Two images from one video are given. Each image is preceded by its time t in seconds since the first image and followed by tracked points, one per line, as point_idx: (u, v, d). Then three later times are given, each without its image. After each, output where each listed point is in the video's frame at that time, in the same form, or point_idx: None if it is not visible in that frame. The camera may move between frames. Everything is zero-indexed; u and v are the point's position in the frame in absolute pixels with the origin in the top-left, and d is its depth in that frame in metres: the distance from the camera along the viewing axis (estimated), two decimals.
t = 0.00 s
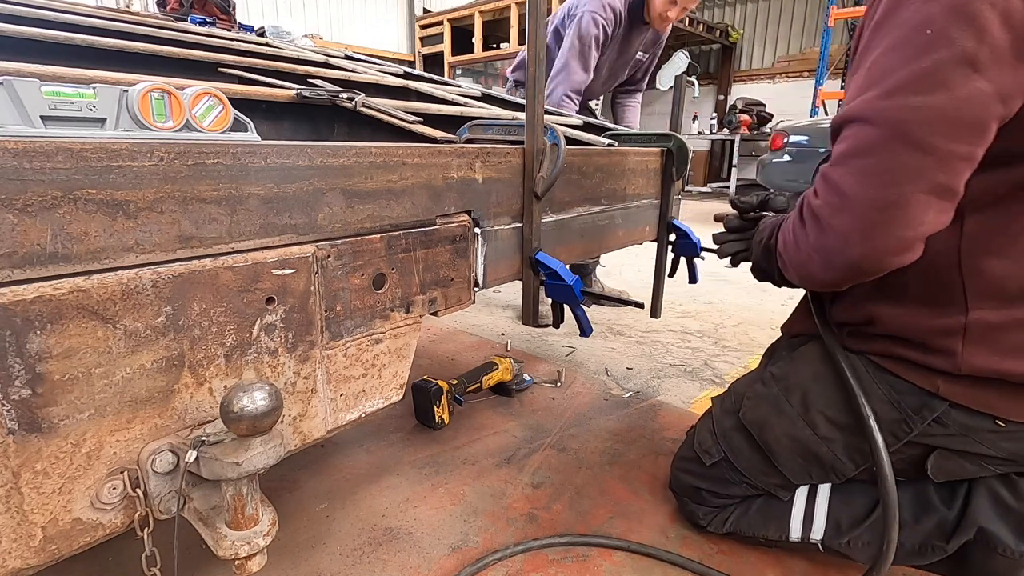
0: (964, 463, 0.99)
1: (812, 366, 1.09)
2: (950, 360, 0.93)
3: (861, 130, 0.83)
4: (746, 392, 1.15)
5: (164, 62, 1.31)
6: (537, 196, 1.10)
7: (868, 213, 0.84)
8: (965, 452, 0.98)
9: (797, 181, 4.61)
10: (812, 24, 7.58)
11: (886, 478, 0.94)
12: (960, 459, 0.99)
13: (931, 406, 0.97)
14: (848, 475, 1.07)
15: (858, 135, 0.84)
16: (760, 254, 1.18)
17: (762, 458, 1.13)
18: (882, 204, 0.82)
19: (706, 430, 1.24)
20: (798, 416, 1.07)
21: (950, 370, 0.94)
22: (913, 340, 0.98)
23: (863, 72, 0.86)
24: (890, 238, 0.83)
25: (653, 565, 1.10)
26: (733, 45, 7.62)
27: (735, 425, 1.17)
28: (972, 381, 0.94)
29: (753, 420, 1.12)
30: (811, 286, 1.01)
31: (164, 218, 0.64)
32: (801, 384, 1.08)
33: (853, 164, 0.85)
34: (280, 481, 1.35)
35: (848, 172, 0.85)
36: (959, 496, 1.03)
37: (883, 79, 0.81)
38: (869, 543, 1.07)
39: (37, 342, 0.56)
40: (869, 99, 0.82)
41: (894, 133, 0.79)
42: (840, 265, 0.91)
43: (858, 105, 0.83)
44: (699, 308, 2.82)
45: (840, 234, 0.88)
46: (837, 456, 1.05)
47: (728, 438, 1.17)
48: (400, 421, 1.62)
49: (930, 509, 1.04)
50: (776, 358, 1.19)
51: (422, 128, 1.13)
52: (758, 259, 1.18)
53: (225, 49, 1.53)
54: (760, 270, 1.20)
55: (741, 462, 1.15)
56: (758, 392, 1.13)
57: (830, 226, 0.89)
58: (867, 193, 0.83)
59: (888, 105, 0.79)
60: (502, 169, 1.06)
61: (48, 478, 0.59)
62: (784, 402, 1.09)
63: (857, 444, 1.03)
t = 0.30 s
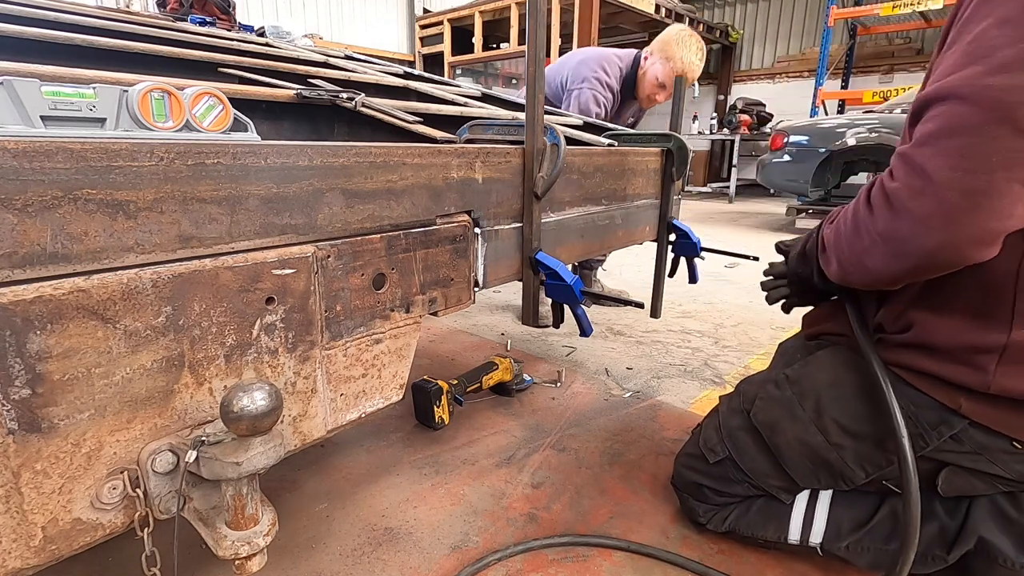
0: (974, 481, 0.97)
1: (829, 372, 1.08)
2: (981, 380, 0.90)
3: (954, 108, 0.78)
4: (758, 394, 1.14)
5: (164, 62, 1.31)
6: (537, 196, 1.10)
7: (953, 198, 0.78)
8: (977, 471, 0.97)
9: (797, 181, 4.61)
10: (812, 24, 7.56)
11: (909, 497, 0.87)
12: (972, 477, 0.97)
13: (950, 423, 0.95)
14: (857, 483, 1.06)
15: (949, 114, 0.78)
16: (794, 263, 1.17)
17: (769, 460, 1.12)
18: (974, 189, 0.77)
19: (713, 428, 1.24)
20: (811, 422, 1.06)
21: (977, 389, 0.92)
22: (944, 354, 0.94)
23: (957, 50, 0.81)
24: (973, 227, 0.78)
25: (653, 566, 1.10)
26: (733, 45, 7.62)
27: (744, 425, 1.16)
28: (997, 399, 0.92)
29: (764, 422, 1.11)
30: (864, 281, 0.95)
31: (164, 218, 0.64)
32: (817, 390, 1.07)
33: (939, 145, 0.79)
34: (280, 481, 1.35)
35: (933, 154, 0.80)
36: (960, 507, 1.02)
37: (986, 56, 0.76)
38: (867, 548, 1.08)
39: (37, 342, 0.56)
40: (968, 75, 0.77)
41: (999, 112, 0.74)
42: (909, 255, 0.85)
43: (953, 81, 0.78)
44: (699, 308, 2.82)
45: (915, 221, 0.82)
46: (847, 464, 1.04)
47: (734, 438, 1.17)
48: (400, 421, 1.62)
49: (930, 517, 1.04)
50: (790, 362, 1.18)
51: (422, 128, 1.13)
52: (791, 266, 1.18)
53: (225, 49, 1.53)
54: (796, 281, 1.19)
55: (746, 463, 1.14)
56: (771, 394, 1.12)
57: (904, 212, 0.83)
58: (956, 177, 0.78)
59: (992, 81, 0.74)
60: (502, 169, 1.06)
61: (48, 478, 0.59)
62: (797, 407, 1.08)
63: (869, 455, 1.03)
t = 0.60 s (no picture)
0: (977, 483, 0.98)
1: (834, 370, 1.08)
2: (986, 380, 0.90)
3: (984, 100, 0.77)
4: (762, 390, 1.15)
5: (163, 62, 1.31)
6: (537, 196, 1.10)
7: (970, 190, 0.77)
8: (980, 473, 0.97)
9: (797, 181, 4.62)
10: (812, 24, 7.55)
11: (910, 498, 0.86)
12: (974, 479, 0.97)
13: (953, 423, 0.95)
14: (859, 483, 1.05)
15: (977, 105, 0.77)
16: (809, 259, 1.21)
17: (770, 457, 1.12)
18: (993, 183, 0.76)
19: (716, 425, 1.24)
20: (814, 419, 1.06)
21: (982, 390, 0.91)
22: (950, 353, 0.94)
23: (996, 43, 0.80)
24: (986, 222, 0.77)
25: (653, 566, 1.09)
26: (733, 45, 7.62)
27: (746, 422, 1.16)
28: (1002, 400, 0.91)
29: (767, 418, 1.12)
30: (874, 272, 0.94)
31: (164, 218, 0.64)
32: (821, 387, 1.07)
33: (964, 136, 0.78)
34: (280, 481, 1.35)
35: (955, 145, 0.79)
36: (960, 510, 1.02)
37: None
38: (865, 549, 1.06)
39: (37, 342, 0.56)
40: (1001, 68, 0.76)
41: None
42: (920, 247, 0.84)
43: (987, 73, 0.77)
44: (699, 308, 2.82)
45: (928, 211, 0.82)
46: (849, 462, 1.04)
47: (735, 434, 1.17)
48: (400, 421, 1.62)
49: (930, 517, 1.04)
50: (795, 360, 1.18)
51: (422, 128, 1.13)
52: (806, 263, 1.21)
53: (225, 49, 1.53)
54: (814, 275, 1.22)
55: (747, 459, 1.14)
56: (776, 391, 1.13)
57: (918, 202, 0.83)
58: (977, 170, 0.77)
59: None
60: (502, 169, 1.06)
61: (48, 478, 0.59)
62: (801, 404, 1.08)
63: (872, 453, 1.02)
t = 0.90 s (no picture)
0: (975, 483, 0.98)
1: (832, 370, 1.08)
2: (986, 381, 0.90)
3: (999, 98, 0.75)
4: (761, 391, 1.15)
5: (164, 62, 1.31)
6: (537, 196, 1.10)
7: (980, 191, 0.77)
8: (979, 474, 0.97)
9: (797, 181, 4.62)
10: (812, 24, 7.55)
11: (912, 500, 0.86)
12: (973, 479, 0.98)
13: (953, 424, 0.95)
14: (858, 483, 1.05)
15: (992, 103, 0.76)
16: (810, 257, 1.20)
17: (769, 457, 1.12)
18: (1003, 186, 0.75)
19: (715, 425, 1.24)
20: (813, 419, 1.06)
21: (982, 391, 0.91)
22: (951, 353, 0.94)
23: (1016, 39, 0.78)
24: (996, 224, 0.77)
25: (652, 567, 1.09)
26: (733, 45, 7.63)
27: (745, 422, 1.16)
28: (1002, 403, 0.91)
29: (766, 418, 1.11)
30: (878, 269, 0.94)
31: (164, 218, 0.64)
32: (820, 388, 1.07)
33: (978, 134, 0.77)
34: (279, 481, 1.35)
35: (968, 143, 0.78)
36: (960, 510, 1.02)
37: None
38: (865, 550, 1.06)
39: (37, 342, 0.56)
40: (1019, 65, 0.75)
41: None
42: (927, 246, 0.84)
43: (1004, 70, 0.76)
44: (699, 308, 2.82)
45: (936, 210, 0.81)
46: (849, 462, 1.04)
47: (734, 434, 1.17)
48: (400, 421, 1.62)
49: (929, 517, 1.04)
50: (794, 359, 1.18)
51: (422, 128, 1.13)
52: (807, 260, 1.20)
53: (225, 49, 1.53)
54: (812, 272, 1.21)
55: (746, 459, 1.14)
56: (775, 391, 1.12)
57: (926, 200, 0.82)
58: (988, 171, 0.76)
59: None
60: (502, 169, 1.06)
61: (48, 478, 0.59)
62: (800, 404, 1.08)
63: (872, 454, 1.02)
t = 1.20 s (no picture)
0: (976, 486, 0.98)
1: (832, 373, 1.08)
2: (988, 388, 0.90)
3: (1007, 105, 0.75)
4: (761, 393, 1.15)
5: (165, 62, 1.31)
6: (537, 196, 1.10)
7: (986, 200, 0.77)
8: (980, 478, 0.97)
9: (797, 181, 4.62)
10: (812, 24, 7.55)
11: (914, 505, 0.86)
12: (973, 483, 0.98)
13: (953, 429, 0.95)
14: (858, 486, 1.05)
15: (1000, 110, 0.76)
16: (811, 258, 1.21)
17: (769, 459, 1.12)
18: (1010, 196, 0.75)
19: (714, 426, 1.24)
20: (813, 422, 1.06)
21: (984, 397, 0.91)
22: (953, 359, 0.94)
23: None
24: (1001, 233, 0.77)
25: (652, 567, 1.10)
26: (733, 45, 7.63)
27: (745, 424, 1.16)
28: (1005, 408, 0.91)
29: (766, 421, 1.12)
30: (880, 274, 0.94)
31: (164, 218, 0.64)
32: (820, 390, 1.07)
33: (986, 142, 0.77)
34: (279, 481, 1.35)
35: (974, 151, 0.78)
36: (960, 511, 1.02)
37: None
38: (865, 551, 1.07)
39: (37, 342, 0.56)
40: None
41: None
42: (931, 254, 0.84)
43: (1013, 76, 0.75)
44: (699, 308, 2.82)
45: (941, 218, 0.81)
46: (849, 465, 1.04)
47: (733, 436, 1.17)
48: (400, 421, 1.62)
49: (929, 518, 1.05)
50: (794, 361, 1.18)
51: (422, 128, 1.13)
52: (807, 261, 1.21)
53: (225, 49, 1.53)
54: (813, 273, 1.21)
55: (746, 461, 1.14)
56: (775, 394, 1.13)
57: (931, 208, 0.82)
58: (996, 179, 0.76)
59: None
60: (502, 169, 1.06)
61: (48, 478, 0.59)
62: (800, 407, 1.08)
63: (872, 457, 1.02)
